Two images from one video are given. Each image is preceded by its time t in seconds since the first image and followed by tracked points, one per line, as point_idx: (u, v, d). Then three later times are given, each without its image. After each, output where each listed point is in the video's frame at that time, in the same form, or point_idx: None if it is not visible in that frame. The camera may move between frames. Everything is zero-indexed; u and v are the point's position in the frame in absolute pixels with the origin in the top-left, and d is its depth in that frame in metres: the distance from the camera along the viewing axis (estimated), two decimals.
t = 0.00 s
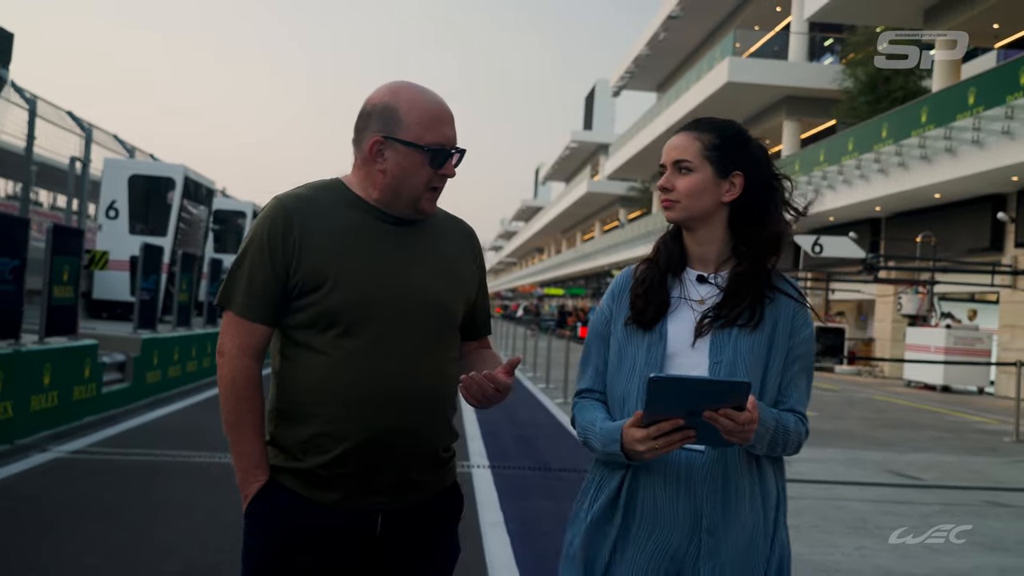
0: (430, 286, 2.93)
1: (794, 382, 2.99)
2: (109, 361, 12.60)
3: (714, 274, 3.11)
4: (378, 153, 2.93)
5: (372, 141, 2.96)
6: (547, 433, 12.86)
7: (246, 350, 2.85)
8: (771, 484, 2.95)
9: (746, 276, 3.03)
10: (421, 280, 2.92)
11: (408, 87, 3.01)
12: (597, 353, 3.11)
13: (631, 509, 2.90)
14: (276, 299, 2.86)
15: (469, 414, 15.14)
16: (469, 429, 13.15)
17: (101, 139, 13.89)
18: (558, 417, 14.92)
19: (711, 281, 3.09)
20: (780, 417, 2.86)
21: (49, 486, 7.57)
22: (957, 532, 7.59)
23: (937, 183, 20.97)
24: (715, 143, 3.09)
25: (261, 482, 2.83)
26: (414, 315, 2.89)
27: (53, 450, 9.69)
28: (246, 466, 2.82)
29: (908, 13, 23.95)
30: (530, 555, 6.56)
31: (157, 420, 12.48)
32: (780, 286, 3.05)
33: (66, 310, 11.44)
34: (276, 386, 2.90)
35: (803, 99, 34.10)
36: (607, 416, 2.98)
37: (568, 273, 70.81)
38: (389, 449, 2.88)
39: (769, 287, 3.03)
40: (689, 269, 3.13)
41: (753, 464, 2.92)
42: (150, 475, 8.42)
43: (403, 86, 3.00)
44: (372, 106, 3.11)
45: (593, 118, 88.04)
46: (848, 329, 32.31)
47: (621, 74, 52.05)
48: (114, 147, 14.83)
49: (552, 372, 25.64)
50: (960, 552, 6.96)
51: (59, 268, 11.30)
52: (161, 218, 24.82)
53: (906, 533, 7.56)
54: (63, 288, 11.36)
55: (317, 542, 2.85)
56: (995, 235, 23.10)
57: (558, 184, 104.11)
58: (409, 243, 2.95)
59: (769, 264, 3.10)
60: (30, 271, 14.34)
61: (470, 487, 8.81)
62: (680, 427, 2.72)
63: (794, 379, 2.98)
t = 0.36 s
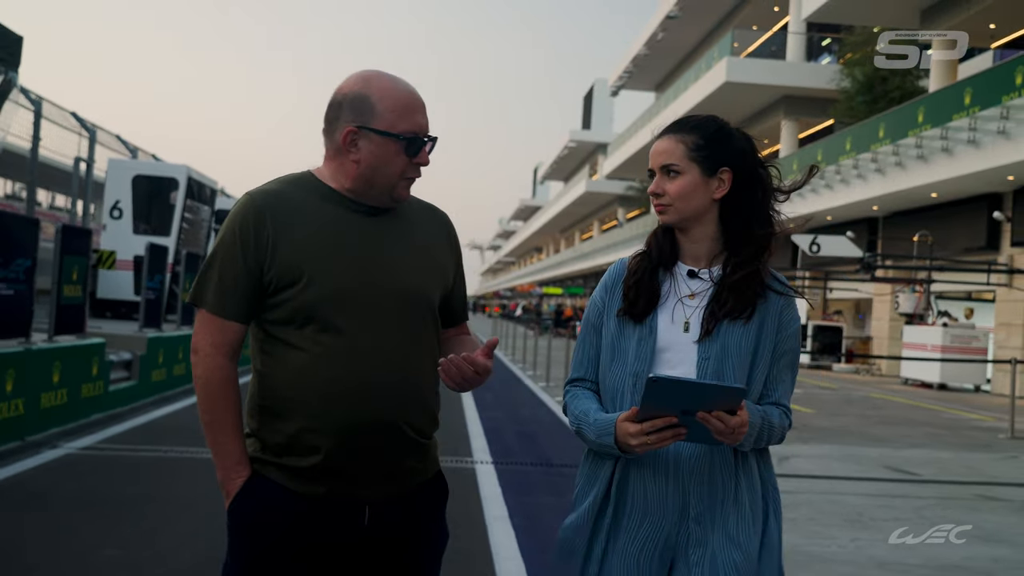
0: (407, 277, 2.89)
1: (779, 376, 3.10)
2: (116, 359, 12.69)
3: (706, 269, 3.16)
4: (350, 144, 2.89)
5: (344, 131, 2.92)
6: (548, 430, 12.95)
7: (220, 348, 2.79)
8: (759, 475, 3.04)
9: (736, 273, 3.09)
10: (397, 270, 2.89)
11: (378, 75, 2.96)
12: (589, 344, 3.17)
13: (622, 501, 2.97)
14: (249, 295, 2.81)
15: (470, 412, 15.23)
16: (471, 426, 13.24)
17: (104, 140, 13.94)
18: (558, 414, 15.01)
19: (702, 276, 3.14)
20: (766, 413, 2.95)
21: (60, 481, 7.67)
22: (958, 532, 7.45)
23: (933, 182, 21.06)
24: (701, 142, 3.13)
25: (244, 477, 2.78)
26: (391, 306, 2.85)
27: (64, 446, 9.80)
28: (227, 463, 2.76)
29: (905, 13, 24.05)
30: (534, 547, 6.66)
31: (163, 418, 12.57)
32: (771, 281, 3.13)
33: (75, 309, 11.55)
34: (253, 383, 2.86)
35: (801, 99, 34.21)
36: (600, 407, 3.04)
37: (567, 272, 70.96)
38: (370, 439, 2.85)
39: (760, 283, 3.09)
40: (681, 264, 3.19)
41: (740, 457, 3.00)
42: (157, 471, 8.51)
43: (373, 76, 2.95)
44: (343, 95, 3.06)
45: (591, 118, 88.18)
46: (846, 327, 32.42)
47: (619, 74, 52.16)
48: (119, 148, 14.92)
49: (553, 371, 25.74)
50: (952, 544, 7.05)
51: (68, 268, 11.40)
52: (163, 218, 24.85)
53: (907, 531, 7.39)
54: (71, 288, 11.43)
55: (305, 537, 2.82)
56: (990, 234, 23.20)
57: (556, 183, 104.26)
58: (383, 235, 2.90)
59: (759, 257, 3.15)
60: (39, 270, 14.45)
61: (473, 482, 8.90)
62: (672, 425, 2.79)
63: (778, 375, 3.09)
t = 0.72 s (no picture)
0: (394, 274, 2.83)
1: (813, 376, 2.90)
2: (121, 356, 12.76)
3: (730, 273, 3.08)
4: (334, 141, 2.83)
5: (328, 128, 2.85)
6: (549, 426, 13.02)
7: (208, 348, 2.70)
8: (791, 479, 2.86)
9: (757, 272, 2.96)
10: (385, 267, 2.82)
11: (359, 70, 2.90)
12: (629, 350, 3.18)
13: (649, 506, 2.93)
14: (235, 294, 2.72)
15: (471, 407, 15.30)
16: (473, 422, 13.30)
17: (108, 139, 13.96)
18: (559, 410, 15.07)
19: (727, 280, 3.06)
20: (786, 417, 2.78)
21: (68, 479, 7.72)
22: (958, 533, 7.30)
23: (930, 180, 21.09)
24: (726, 143, 3.04)
25: (235, 478, 2.70)
26: (381, 303, 2.79)
27: (72, 443, 9.86)
28: (218, 465, 2.68)
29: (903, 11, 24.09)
30: (537, 541, 6.72)
31: (169, 415, 12.63)
32: (795, 279, 2.96)
33: (81, 307, 11.60)
34: (241, 383, 2.77)
35: (799, 97, 34.28)
36: (630, 413, 3.08)
37: (566, 270, 71.14)
38: (358, 439, 2.78)
39: (781, 282, 2.95)
40: (709, 269, 3.13)
41: (770, 459, 2.85)
42: (165, 467, 8.56)
43: (352, 71, 2.89)
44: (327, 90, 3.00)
45: (589, 115, 88.34)
46: (843, 323, 32.52)
47: (618, 72, 52.27)
48: (121, 147, 14.97)
49: (553, 368, 25.82)
50: (948, 537, 7.11)
51: (75, 266, 11.45)
52: (166, 217, 24.78)
53: (907, 531, 7.27)
54: (77, 287, 11.46)
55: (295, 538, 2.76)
56: (987, 232, 23.27)
57: (554, 180, 104.46)
58: (371, 232, 2.84)
59: (782, 258, 3.02)
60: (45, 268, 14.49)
61: (475, 477, 8.95)
62: (677, 432, 2.77)
63: (812, 374, 2.89)
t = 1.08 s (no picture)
0: (393, 274, 2.88)
1: (861, 367, 2.80)
2: (123, 356, 12.81)
3: (775, 266, 3.04)
4: (336, 144, 2.87)
5: (333, 131, 2.90)
6: (547, 424, 13.08)
7: (212, 346, 2.75)
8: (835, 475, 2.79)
9: (799, 264, 2.91)
10: (385, 269, 2.87)
11: (364, 76, 2.94)
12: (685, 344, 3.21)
13: (690, 498, 2.96)
14: (238, 294, 2.77)
15: (471, 406, 15.37)
16: (471, 420, 13.36)
17: (108, 140, 14.00)
18: (557, 408, 15.13)
19: (772, 273, 3.04)
20: (824, 406, 2.70)
21: (75, 476, 7.81)
22: (959, 532, 7.19)
23: (927, 179, 21.15)
24: (762, 142, 2.98)
25: (235, 474, 2.75)
26: (378, 305, 2.84)
27: (77, 442, 9.94)
28: (220, 460, 2.73)
29: (900, 10, 24.14)
30: (535, 536, 6.82)
31: (171, 414, 12.69)
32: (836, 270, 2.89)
33: (84, 307, 11.66)
34: (244, 383, 2.82)
35: (797, 96, 34.34)
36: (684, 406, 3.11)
37: (565, 268, 71.14)
38: (355, 439, 2.83)
39: (824, 269, 2.88)
40: (756, 262, 3.11)
41: (811, 455, 2.79)
42: (169, 465, 8.64)
43: (357, 77, 2.94)
44: (334, 96, 3.04)
45: (588, 114, 88.30)
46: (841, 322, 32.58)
47: (615, 71, 52.33)
48: (122, 148, 15.04)
49: (552, 366, 25.91)
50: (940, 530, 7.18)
51: (77, 266, 11.52)
52: (167, 218, 24.82)
53: (907, 530, 7.17)
54: (80, 287, 11.53)
55: (291, 537, 2.79)
56: (983, 230, 23.43)
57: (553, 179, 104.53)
58: (372, 233, 2.89)
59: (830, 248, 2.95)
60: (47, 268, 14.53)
61: (475, 474, 9.01)
62: (711, 422, 2.82)
63: (858, 365, 2.80)
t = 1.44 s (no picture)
0: (393, 275, 2.86)
1: (854, 368, 2.79)
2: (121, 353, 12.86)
3: (773, 268, 3.00)
4: (347, 143, 2.90)
5: (342, 131, 2.93)
6: (541, 421, 13.16)
7: (219, 338, 2.81)
8: (830, 476, 2.77)
9: (797, 269, 2.89)
10: (385, 266, 2.86)
11: (377, 79, 2.99)
12: (677, 344, 3.14)
13: (682, 492, 2.92)
14: (244, 287, 2.82)
15: (465, 403, 15.44)
16: (465, 417, 13.44)
17: (106, 139, 14.06)
18: (551, 406, 15.20)
19: (769, 275, 2.99)
20: (825, 413, 2.69)
21: (74, 470, 7.89)
22: (958, 532, 7.11)
23: (919, 180, 21.24)
24: (767, 139, 2.97)
25: (234, 465, 2.80)
26: (377, 302, 2.83)
27: (75, 437, 10.01)
28: (220, 448, 2.79)
29: (894, 11, 24.24)
30: (526, 529, 6.90)
31: (168, 410, 12.75)
32: (835, 273, 2.87)
33: (81, 305, 11.71)
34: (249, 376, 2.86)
35: (791, 97, 34.44)
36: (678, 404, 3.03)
37: (560, 268, 71.23)
38: (350, 436, 2.82)
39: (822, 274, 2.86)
40: (753, 264, 3.05)
41: (807, 456, 2.77)
42: (166, 460, 8.71)
43: (371, 80, 2.98)
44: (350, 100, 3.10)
45: (584, 113, 88.43)
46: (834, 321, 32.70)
47: (611, 71, 52.40)
48: (120, 147, 15.10)
49: (547, 365, 26.00)
50: (923, 525, 7.26)
51: (75, 265, 11.56)
52: (164, 216, 24.85)
53: (906, 530, 7.10)
54: (77, 284, 11.58)
55: (284, 531, 2.80)
56: (974, 231, 23.40)
57: (549, 178, 104.62)
58: (376, 235, 2.89)
59: (830, 253, 2.93)
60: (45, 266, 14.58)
61: (468, 469, 9.08)
62: (716, 426, 2.73)
63: (853, 368, 2.79)
